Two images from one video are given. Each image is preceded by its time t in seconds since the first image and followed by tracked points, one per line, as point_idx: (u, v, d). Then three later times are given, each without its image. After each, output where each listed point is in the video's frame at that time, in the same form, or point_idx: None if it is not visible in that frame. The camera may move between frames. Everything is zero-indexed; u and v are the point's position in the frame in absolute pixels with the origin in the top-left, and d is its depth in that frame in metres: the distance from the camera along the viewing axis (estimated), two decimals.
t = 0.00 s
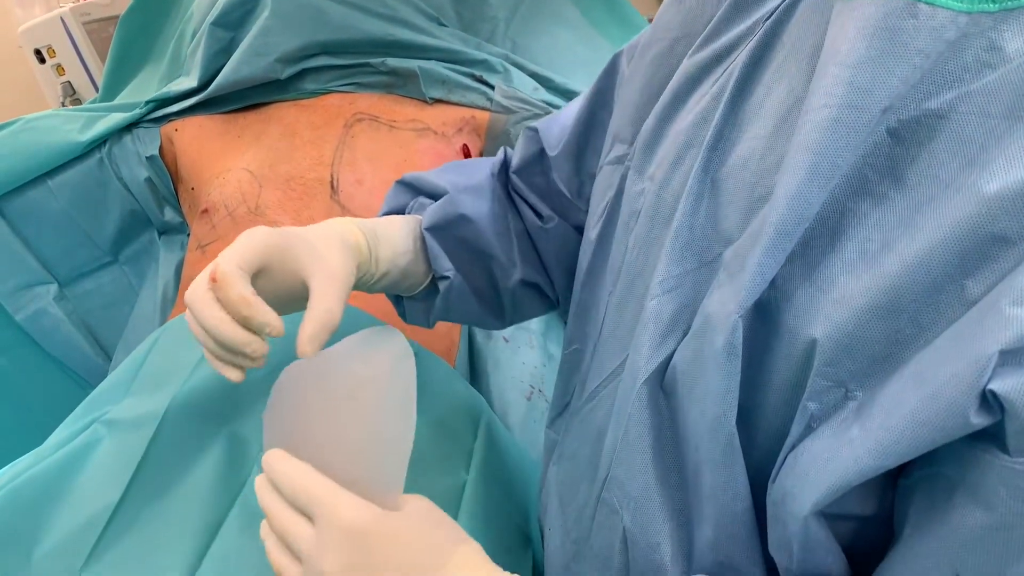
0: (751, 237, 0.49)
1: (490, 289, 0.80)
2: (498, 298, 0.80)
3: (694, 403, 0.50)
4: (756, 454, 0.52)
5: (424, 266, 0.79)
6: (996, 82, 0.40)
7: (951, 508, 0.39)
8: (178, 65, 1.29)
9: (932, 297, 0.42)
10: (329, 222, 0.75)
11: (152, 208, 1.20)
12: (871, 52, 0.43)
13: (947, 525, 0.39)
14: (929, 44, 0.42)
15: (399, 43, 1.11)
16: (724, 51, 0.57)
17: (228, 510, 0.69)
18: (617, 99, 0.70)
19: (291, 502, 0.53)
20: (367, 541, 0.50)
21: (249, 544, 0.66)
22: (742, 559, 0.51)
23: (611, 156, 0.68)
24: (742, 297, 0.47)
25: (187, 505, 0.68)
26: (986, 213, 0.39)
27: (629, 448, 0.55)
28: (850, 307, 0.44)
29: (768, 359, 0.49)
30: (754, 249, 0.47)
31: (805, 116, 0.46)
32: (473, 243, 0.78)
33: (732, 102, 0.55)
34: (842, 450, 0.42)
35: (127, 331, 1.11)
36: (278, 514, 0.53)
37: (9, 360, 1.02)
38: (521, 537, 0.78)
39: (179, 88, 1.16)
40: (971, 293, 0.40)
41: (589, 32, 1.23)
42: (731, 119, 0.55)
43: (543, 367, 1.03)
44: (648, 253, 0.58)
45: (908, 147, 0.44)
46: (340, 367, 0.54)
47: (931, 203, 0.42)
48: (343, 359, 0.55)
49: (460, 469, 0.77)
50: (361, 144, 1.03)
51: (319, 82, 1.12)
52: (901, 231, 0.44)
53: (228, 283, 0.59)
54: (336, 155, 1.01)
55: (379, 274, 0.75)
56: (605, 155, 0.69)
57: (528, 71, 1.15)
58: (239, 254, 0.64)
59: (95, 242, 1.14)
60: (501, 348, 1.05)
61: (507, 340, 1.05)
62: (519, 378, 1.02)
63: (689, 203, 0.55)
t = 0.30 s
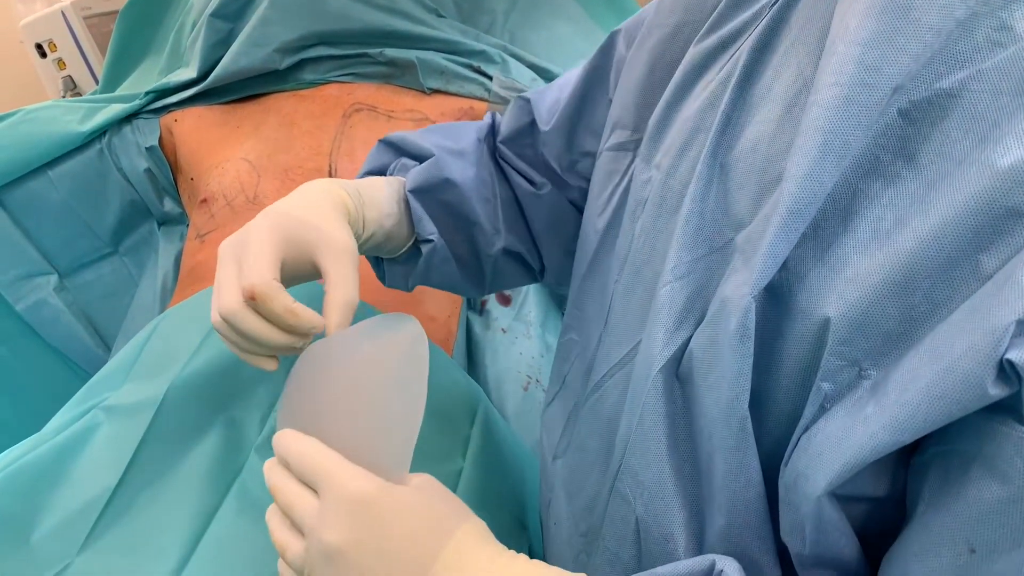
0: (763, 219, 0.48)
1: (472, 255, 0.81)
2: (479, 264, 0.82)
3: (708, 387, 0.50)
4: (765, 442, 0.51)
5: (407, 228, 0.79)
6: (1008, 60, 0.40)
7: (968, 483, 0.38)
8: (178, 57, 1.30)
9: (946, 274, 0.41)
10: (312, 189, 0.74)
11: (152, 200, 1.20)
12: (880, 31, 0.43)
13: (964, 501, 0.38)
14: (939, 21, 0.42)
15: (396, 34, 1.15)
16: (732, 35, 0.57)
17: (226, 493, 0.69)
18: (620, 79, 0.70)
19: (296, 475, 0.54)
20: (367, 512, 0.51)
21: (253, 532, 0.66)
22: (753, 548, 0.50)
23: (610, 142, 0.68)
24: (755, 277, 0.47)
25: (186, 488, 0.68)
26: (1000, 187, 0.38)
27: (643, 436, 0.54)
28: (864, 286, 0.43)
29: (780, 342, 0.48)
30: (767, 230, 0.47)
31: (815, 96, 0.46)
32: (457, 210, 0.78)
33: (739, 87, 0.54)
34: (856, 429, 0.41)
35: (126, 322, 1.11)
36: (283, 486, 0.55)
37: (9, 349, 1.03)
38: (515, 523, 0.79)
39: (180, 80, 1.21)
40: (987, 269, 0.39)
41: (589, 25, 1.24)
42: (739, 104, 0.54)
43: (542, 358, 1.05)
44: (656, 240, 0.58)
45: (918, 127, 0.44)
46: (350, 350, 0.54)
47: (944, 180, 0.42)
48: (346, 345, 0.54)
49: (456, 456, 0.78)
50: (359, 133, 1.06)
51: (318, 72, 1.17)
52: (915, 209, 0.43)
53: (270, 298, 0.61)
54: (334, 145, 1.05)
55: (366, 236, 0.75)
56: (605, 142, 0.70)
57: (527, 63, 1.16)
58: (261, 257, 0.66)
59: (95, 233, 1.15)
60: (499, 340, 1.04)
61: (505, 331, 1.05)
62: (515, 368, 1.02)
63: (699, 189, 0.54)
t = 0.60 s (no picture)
0: (779, 216, 0.48)
1: (463, 248, 0.82)
2: (470, 256, 0.83)
3: (722, 381, 0.50)
4: (788, 434, 0.51)
5: (399, 223, 0.80)
6: None
7: (997, 475, 0.38)
8: (175, 57, 1.32)
9: (969, 268, 0.41)
10: (306, 189, 0.73)
11: (150, 198, 1.21)
12: (900, 26, 0.43)
13: (993, 491, 0.38)
14: (959, 15, 0.41)
15: (393, 31, 1.19)
16: (736, 30, 0.56)
17: (220, 488, 0.69)
18: (617, 72, 0.70)
19: (327, 459, 0.54)
20: (397, 495, 0.51)
21: (261, 528, 0.66)
22: (773, 538, 0.51)
23: (610, 138, 0.68)
24: (776, 274, 0.46)
25: (178, 482, 0.68)
26: None
27: (655, 432, 0.54)
28: (887, 282, 0.43)
29: (800, 336, 0.49)
30: (787, 228, 0.46)
31: (833, 92, 0.45)
32: (450, 202, 0.78)
33: (747, 82, 0.54)
34: (885, 424, 0.42)
35: (124, 320, 1.11)
36: (313, 471, 0.55)
37: (11, 347, 1.04)
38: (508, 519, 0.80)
39: (178, 79, 1.22)
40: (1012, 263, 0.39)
41: (584, 21, 1.28)
42: (747, 98, 0.54)
43: (538, 355, 1.05)
44: (664, 237, 0.58)
45: (936, 122, 0.43)
46: (380, 337, 0.54)
47: (965, 173, 0.41)
48: (375, 332, 0.55)
49: (450, 451, 0.78)
50: (355, 131, 1.11)
51: (315, 69, 1.21)
52: (936, 203, 0.42)
53: (288, 309, 0.58)
54: (330, 142, 1.10)
55: (362, 232, 0.76)
56: (603, 138, 0.69)
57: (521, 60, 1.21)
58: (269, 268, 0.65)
59: (94, 232, 1.15)
60: (496, 336, 1.06)
61: (501, 328, 1.06)
62: (511, 365, 1.03)
63: (711, 184, 0.54)
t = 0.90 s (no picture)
0: (796, 209, 0.48)
1: (476, 240, 0.83)
2: (482, 247, 0.84)
3: (739, 371, 0.50)
4: (805, 421, 0.51)
5: (418, 213, 0.80)
6: None
7: (1010, 461, 0.38)
8: (175, 57, 1.32)
9: (986, 259, 0.41)
10: (329, 179, 0.73)
11: (150, 196, 1.21)
12: (916, 21, 0.42)
13: (1006, 477, 0.38)
14: (975, 11, 0.41)
15: (393, 30, 1.20)
16: (748, 27, 0.56)
17: (218, 485, 0.69)
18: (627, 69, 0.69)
19: (340, 453, 0.53)
20: (414, 489, 0.51)
21: (264, 525, 0.66)
22: (791, 529, 0.51)
23: (621, 133, 0.68)
24: (795, 264, 0.46)
25: (177, 480, 0.68)
26: None
27: (671, 426, 0.54)
28: (904, 273, 0.43)
29: (816, 327, 0.49)
30: (805, 220, 0.46)
31: (848, 87, 0.45)
32: (466, 194, 0.79)
33: (759, 79, 0.53)
34: (900, 411, 0.42)
35: (124, 319, 1.12)
36: (325, 464, 0.54)
37: (13, 345, 1.04)
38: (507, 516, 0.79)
39: (178, 77, 1.22)
40: None
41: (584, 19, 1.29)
42: (761, 93, 0.54)
43: (537, 353, 1.06)
44: (678, 231, 0.58)
45: (950, 115, 0.43)
46: (390, 331, 0.55)
47: (980, 165, 0.41)
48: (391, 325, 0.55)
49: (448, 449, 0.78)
50: (355, 128, 1.12)
51: (315, 68, 1.21)
52: (952, 194, 0.42)
53: (307, 299, 0.59)
54: (330, 141, 1.10)
55: (382, 225, 0.76)
56: (614, 132, 0.69)
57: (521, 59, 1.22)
58: (293, 257, 0.66)
59: (95, 230, 1.16)
60: (495, 335, 1.06)
61: (500, 327, 1.06)
62: (510, 363, 1.03)
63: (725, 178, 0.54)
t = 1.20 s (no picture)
0: (796, 212, 0.48)
1: (491, 237, 0.83)
2: (498, 244, 0.83)
3: (732, 371, 0.50)
4: (796, 424, 0.51)
5: (432, 208, 0.81)
6: None
7: (987, 464, 0.38)
8: (176, 58, 1.33)
9: (979, 266, 0.40)
10: (343, 169, 0.74)
11: (151, 196, 1.22)
12: (920, 26, 0.42)
13: (982, 480, 0.38)
14: (981, 17, 0.41)
15: (393, 31, 1.20)
16: (763, 31, 0.55)
17: (217, 488, 0.69)
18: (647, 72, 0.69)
19: (315, 440, 0.54)
20: (381, 478, 0.51)
21: (264, 527, 0.66)
22: (779, 531, 0.51)
23: (638, 134, 0.68)
24: (789, 265, 0.46)
25: (178, 482, 0.68)
26: None
27: (665, 425, 0.54)
28: (896, 277, 0.43)
29: (811, 329, 0.49)
30: (802, 221, 0.46)
31: (854, 89, 0.45)
32: (482, 190, 0.79)
33: (772, 82, 0.53)
34: (884, 415, 0.42)
35: (126, 319, 1.12)
36: (300, 449, 0.54)
37: (13, 344, 1.04)
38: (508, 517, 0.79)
39: (179, 78, 1.22)
40: (1020, 260, 0.39)
41: (586, 22, 1.31)
42: (773, 97, 0.53)
43: (538, 354, 1.06)
44: (687, 232, 0.58)
45: (955, 122, 0.43)
46: (377, 319, 0.53)
47: (977, 172, 0.41)
48: (370, 314, 0.54)
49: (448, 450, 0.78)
50: (356, 128, 1.12)
51: (315, 68, 1.22)
52: (949, 200, 0.42)
53: (308, 278, 0.60)
54: (330, 142, 1.10)
55: (395, 217, 0.77)
56: (631, 132, 0.69)
57: (523, 60, 1.24)
58: (298, 232, 0.66)
59: (96, 231, 1.16)
60: (496, 335, 1.06)
61: (501, 327, 1.06)
62: (510, 364, 1.03)
63: (731, 178, 0.54)
